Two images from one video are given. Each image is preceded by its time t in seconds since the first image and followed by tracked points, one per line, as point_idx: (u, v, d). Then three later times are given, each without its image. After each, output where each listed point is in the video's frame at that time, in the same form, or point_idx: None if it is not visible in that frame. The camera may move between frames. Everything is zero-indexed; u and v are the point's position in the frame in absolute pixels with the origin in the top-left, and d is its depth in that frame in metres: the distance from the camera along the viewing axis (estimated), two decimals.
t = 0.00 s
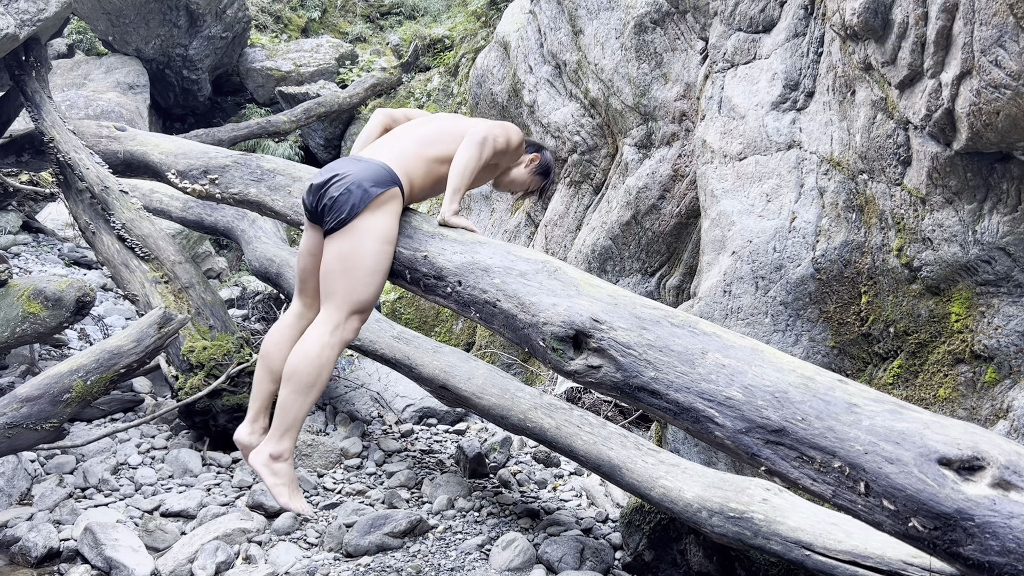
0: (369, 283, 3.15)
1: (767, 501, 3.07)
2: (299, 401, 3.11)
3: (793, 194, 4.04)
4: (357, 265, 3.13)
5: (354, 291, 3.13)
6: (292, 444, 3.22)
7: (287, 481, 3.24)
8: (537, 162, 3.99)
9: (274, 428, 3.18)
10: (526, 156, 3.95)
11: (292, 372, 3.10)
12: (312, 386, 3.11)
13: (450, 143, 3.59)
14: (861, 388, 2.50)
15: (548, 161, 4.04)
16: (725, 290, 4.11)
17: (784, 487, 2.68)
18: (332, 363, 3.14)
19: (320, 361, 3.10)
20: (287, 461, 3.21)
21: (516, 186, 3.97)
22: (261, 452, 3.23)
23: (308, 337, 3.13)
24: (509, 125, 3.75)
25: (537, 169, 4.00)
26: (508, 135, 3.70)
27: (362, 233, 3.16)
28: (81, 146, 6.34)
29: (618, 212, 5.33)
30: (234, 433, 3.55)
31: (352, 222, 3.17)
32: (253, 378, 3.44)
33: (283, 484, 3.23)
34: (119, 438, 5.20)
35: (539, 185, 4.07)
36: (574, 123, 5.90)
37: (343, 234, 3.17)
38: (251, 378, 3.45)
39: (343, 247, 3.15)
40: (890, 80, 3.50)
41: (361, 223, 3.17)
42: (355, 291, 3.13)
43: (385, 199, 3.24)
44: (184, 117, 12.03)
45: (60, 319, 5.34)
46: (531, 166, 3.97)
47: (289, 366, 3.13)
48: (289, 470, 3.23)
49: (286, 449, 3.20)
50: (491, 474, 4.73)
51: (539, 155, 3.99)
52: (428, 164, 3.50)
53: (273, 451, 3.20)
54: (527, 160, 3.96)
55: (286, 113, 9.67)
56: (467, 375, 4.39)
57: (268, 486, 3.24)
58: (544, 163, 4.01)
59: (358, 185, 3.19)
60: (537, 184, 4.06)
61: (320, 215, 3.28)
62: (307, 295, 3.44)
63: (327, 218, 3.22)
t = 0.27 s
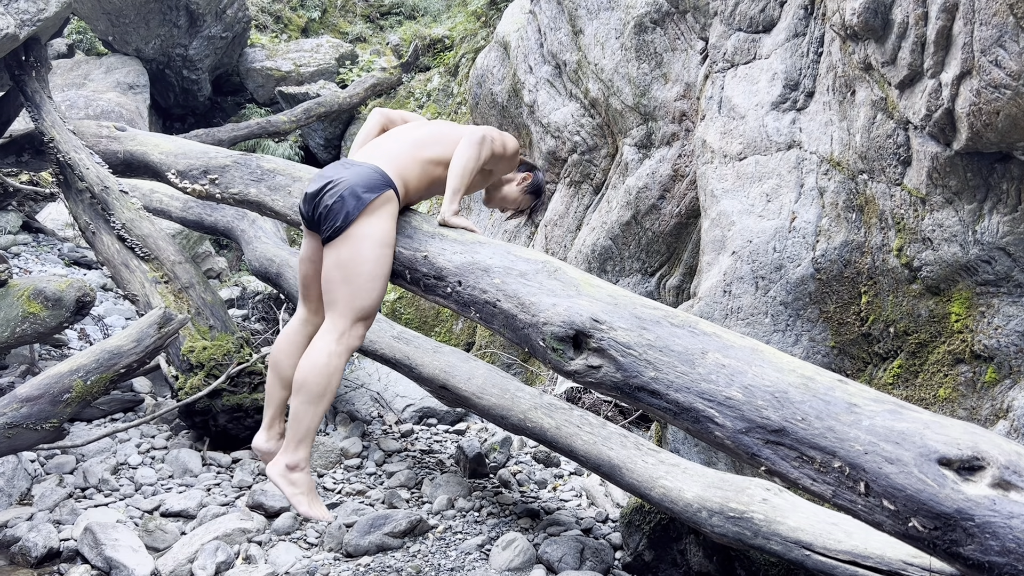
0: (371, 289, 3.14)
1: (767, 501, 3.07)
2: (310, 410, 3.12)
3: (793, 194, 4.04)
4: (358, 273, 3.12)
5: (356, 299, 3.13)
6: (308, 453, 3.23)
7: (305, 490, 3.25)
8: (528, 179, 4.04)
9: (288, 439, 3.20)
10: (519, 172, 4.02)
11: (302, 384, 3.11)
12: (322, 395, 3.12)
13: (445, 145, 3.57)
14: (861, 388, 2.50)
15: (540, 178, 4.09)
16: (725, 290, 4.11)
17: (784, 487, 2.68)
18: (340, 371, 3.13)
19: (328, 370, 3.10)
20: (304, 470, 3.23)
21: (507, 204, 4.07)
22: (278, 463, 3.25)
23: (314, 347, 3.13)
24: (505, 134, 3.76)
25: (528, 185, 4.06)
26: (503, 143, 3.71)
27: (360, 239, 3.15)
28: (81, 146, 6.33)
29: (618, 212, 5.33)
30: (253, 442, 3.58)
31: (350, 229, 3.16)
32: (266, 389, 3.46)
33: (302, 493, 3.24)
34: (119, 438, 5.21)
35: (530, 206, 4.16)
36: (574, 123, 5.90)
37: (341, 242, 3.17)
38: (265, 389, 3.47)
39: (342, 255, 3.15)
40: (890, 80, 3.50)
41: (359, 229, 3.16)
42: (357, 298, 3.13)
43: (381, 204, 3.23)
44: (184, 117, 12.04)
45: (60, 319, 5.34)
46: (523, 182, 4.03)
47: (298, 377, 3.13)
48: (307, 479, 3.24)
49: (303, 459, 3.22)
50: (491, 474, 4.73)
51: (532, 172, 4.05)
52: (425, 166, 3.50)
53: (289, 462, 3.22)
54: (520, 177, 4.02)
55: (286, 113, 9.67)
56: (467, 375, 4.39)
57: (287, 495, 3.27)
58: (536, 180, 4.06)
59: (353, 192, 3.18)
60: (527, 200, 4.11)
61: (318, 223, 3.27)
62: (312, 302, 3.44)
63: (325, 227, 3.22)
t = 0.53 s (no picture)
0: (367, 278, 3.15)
1: (767, 501, 3.07)
2: (304, 400, 3.13)
3: (793, 194, 4.04)
4: (354, 262, 3.13)
5: (352, 288, 3.14)
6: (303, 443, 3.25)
7: (301, 480, 3.27)
8: (535, 152, 3.92)
9: (283, 428, 3.21)
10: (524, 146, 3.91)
11: (297, 373, 3.11)
12: (316, 385, 3.12)
13: (447, 139, 3.57)
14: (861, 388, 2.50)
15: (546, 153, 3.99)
16: (725, 290, 4.11)
17: (784, 487, 2.68)
18: (334, 360, 3.14)
19: (323, 359, 3.11)
20: (300, 460, 3.25)
21: (514, 176, 3.93)
22: (274, 453, 3.26)
23: (309, 336, 3.13)
24: (506, 114, 3.70)
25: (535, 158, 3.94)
26: (505, 126, 3.66)
27: (357, 229, 3.15)
28: (81, 146, 6.33)
29: (618, 212, 5.33)
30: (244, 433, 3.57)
31: (347, 218, 3.16)
32: (258, 379, 3.46)
33: (299, 483, 3.26)
34: (119, 438, 5.21)
35: (537, 177, 4.04)
36: (574, 123, 5.90)
37: (338, 231, 3.16)
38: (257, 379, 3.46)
39: (338, 244, 3.15)
40: (890, 80, 3.50)
41: (356, 218, 3.16)
42: (353, 287, 3.14)
43: (379, 194, 3.23)
44: (184, 117, 12.04)
45: (60, 319, 5.34)
46: (528, 155, 3.91)
47: (292, 366, 3.14)
48: (303, 469, 3.26)
49: (298, 449, 3.23)
50: (491, 474, 4.73)
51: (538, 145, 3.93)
52: (425, 160, 3.49)
53: (285, 451, 3.23)
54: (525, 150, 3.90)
55: (286, 113, 9.67)
56: (467, 376, 4.39)
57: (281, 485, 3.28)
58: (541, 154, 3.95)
59: (351, 182, 3.18)
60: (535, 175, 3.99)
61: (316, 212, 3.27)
62: (306, 292, 3.44)
63: (322, 216, 3.22)
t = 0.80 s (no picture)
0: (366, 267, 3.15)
1: (767, 501, 3.07)
2: (304, 388, 3.13)
3: (793, 194, 4.04)
4: (354, 250, 3.13)
5: (352, 276, 3.14)
6: (302, 432, 3.25)
7: (301, 470, 3.27)
8: (533, 118, 3.81)
9: (283, 418, 3.22)
10: (521, 113, 3.79)
11: (296, 361, 3.11)
12: (315, 373, 3.12)
13: (447, 129, 3.56)
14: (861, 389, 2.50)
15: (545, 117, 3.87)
16: (725, 290, 4.11)
17: (784, 487, 2.68)
18: (333, 349, 3.14)
19: (322, 348, 3.11)
20: (299, 449, 3.25)
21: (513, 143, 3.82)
22: (274, 442, 3.27)
23: (308, 325, 3.14)
24: (503, 92, 3.63)
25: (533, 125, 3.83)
26: (503, 105, 3.60)
27: (357, 217, 3.15)
28: (81, 146, 6.33)
29: (618, 212, 5.33)
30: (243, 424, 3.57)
31: (348, 207, 3.16)
32: (256, 369, 3.46)
33: (298, 473, 3.26)
34: (119, 438, 5.21)
35: (537, 143, 3.94)
36: (574, 123, 5.90)
37: (339, 219, 3.17)
38: (255, 369, 3.46)
39: (339, 232, 3.16)
40: (890, 80, 3.50)
41: (356, 207, 3.16)
42: (353, 276, 3.14)
43: (380, 183, 3.23)
44: (184, 117, 12.04)
45: (60, 319, 5.34)
46: (526, 122, 3.80)
47: (291, 355, 3.14)
48: (302, 458, 3.26)
49: (298, 438, 3.23)
50: (491, 474, 4.73)
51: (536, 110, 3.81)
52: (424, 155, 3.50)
53: (284, 440, 3.23)
54: (523, 117, 3.79)
55: (286, 113, 9.67)
56: (467, 376, 4.39)
57: (280, 474, 3.28)
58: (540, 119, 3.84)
59: (352, 171, 3.19)
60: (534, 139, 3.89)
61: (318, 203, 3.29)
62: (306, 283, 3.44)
63: (323, 206, 3.23)
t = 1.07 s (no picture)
0: (371, 272, 3.15)
1: (767, 501, 3.07)
2: (316, 397, 3.10)
3: (793, 194, 4.04)
4: (358, 256, 3.13)
5: (357, 282, 3.14)
6: (317, 441, 3.23)
7: (318, 479, 3.25)
8: (529, 105, 3.78)
9: (298, 428, 3.20)
10: (517, 101, 3.76)
11: (306, 371, 3.10)
12: (326, 381, 3.11)
13: (444, 127, 3.56)
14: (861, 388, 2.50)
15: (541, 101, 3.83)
16: (725, 290, 4.11)
17: (784, 487, 2.68)
18: (343, 356, 3.13)
19: (331, 355, 3.10)
20: (315, 458, 3.23)
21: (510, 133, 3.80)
22: (289, 453, 3.26)
23: (316, 334, 3.13)
24: (498, 87, 3.61)
25: (529, 112, 3.80)
26: (499, 100, 3.58)
27: (359, 223, 3.15)
28: (81, 146, 6.33)
29: (618, 212, 5.33)
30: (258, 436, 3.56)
31: (349, 214, 3.16)
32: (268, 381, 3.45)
33: (315, 482, 3.23)
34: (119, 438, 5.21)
35: (535, 129, 3.91)
36: (574, 123, 5.91)
37: (341, 226, 3.17)
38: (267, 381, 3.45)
39: (342, 239, 3.16)
40: (890, 80, 3.50)
41: (358, 213, 3.16)
42: (358, 282, 3.13)
43: (380, 189, 3.23)
44: (184, 117, 12.04)
45: (60, 319, 5.34)
46: (522, 110, 3.77)
47: (301, 365, 3.13)
48: (319, 467, 3.24)
49: (313, 447, 3.22)
50: (491, 474, 4.73)
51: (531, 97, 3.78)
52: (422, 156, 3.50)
53: (300, 450, 3.22)
54: (519, 106, 3.76)
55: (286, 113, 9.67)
56: (467, 376, 4.40)
57: (297, 484, 3.26)
58: (536, 106, 3.80)
59: (351, 178, 3.19)
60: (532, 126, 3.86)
61: (319, 211, 3.28)
62: (312, 292, 3.44)
63: (324, 214, 3.23)
